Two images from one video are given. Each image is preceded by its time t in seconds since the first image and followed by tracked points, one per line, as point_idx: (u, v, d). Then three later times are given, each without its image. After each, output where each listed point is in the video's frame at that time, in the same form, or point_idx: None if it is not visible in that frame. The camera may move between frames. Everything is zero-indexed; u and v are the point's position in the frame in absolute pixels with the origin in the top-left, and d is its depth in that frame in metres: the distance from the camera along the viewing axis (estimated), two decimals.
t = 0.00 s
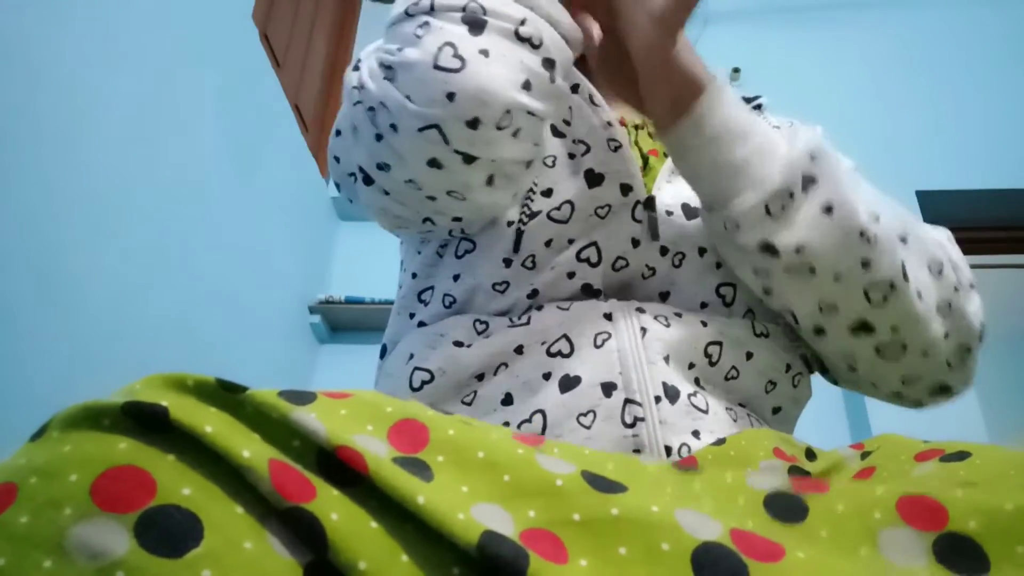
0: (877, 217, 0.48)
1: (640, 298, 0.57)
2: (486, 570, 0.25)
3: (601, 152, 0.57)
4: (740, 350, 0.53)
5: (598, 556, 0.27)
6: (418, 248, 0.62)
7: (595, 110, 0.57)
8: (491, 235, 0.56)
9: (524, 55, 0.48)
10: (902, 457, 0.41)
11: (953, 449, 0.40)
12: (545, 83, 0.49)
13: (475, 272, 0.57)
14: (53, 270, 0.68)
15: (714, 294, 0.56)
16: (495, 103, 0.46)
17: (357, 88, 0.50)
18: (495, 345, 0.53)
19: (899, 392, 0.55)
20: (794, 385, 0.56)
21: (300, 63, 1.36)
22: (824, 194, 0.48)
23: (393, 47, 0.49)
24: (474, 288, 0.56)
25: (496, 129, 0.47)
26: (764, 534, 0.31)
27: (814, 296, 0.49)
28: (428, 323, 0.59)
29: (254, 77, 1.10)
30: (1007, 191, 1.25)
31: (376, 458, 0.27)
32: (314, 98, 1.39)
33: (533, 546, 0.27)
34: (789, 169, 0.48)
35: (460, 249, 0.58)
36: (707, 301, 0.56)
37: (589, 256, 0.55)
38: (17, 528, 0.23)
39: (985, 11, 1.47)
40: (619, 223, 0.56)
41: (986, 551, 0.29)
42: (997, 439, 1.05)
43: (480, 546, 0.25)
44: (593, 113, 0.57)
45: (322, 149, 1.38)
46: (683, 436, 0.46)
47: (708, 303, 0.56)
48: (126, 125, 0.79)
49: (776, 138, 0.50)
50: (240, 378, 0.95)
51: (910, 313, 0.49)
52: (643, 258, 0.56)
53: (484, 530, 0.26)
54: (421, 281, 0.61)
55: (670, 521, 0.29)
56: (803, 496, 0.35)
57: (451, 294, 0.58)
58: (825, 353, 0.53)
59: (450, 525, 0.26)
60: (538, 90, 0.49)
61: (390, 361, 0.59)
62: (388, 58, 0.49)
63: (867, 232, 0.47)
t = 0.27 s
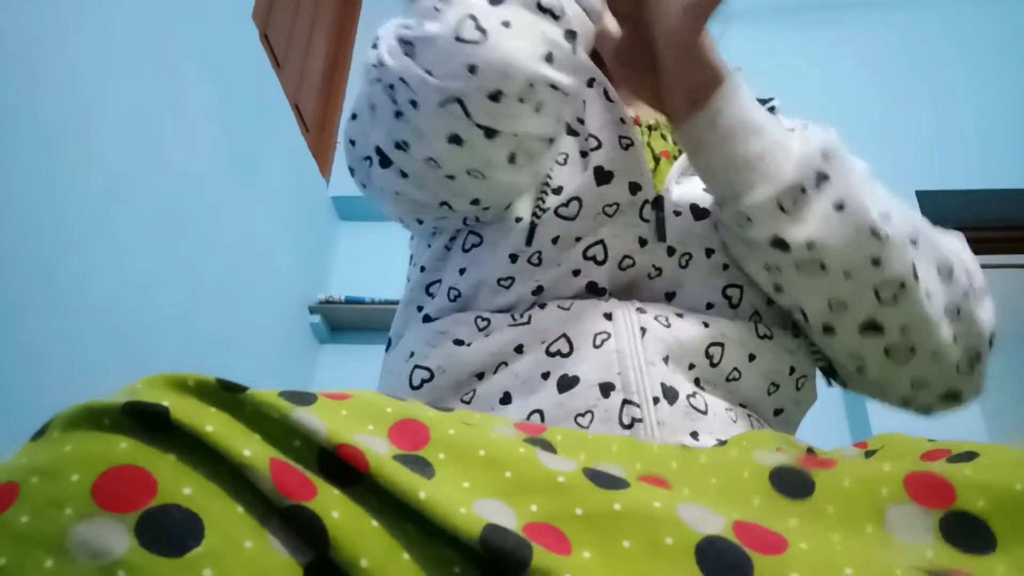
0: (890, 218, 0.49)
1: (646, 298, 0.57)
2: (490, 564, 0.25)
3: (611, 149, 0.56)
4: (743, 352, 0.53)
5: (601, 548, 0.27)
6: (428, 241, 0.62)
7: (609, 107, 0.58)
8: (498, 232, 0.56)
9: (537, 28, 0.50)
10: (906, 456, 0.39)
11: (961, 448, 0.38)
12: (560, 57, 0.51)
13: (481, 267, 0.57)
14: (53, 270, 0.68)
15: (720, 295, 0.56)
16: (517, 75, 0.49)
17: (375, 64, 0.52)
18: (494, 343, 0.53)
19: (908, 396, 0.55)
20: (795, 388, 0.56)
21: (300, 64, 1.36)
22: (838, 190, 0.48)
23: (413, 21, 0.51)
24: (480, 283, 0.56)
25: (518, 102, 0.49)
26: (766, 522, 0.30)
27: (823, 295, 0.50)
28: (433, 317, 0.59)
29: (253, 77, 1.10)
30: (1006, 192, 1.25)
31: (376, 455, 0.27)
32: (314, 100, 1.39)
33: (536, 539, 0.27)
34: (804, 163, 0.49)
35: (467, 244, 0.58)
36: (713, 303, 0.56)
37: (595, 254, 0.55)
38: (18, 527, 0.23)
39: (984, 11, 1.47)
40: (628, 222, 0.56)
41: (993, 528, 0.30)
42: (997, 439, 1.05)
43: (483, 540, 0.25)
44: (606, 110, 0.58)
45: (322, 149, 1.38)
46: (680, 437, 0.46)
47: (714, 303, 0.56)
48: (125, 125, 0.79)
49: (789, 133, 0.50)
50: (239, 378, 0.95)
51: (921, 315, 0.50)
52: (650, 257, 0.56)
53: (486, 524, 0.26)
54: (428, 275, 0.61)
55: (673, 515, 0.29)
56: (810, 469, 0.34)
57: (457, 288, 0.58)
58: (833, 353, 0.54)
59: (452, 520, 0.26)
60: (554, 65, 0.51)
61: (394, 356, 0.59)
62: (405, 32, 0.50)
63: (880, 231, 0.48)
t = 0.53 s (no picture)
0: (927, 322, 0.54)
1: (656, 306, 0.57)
2: (491, 565, 0.25)
3: (631, 156, 0.59)
4: (752, 364, 0.54)
5: (602, 549, 0.27)
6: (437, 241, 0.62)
7: (627, 117, 0.62)
8: (512, 236, 0.57)
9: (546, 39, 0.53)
10: (907, 457, 0.39)
11: (961, 450, 0.39)
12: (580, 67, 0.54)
13: (492, 270, 0.57)
14: (53, 270, 0.68)
15: (731, 311, 0.57)
16: (536, 96, 0.51)
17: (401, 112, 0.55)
18: (502, 346, 0.53)
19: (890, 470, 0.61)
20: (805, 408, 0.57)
21: (300, 64, 1.36)
22: (882, 286, 0.52)
23: (430, 68, 0.53)
24: (490, 285, 0.56)
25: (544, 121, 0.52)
26: (764, 525, 0.30)
27: (847, 376, 0.54)
28: (441, 317, 0.59)
29: (253, 77, 1.10)
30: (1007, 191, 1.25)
31: (377, 455, 0.27)
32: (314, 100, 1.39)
33: (536, 539, 0.27)
34: (863, 251, 0.52)
35: (478, 246, 0.58)
36: (723, 317, 0.57)
37: (608, 262, 0.55)
38: (17, 528, 0.23)
39: (985, 10, 1.47)
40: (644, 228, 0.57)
41: (994, 534, 0.30)
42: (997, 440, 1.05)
43: (484, 541, 0.25)
44: (626, 119, 0.62)
45: (322, 149, 1.38)
46: (687, 440, 0.48)
47: (722, 318, 0.57)
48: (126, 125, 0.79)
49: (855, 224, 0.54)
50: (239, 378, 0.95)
51: (927, 414, 0.55)
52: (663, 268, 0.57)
53: (486, 525, 0.26)
54: (438, 275, 0.61)
55: (676, 515, 0.29)
56: (810, 477, 0.34)
57: (467, 290, 0.57)
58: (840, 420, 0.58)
59: (453, 520, 0.26)
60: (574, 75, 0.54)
61: (400, 357, 0.59)
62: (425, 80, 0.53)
63: (914, 332, 0.52)
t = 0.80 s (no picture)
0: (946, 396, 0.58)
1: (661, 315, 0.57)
2: (491, 563, 0.25)
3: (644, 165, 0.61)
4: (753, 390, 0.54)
5: (602, 546, 0.27)
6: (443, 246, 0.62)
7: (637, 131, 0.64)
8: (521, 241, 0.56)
9: (566, 148, 0.39)
10: (909, 457, 0.39)
11: (961, 448, 0.39)
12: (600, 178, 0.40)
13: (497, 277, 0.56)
14: (53, 269, 0.68)
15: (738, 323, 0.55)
16: (500, 210, 0.43)
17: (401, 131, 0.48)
18: (507, 346, 0.53)
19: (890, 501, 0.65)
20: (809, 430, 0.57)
21: (300, 64, 1.36)
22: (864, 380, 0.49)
23: (445, 105, 0.45)
24: (494, 293, 0.56)
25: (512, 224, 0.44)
26: (764, 520, 0.30)
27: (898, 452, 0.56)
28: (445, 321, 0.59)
29: (253, 76, 1.10)
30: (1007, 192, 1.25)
31: (376, 454, 0.27)
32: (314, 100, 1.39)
33: (536, 537, 0.27)
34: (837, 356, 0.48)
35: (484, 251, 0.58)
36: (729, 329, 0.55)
37: (613, 271, 0.56)
38: (17, 528, 0.23)
39: (985, 10, 1.47)
40: (651, 238, 0.57)
41: (994, 530, 0.30)
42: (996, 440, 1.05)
43: (484, 538, 0.25)
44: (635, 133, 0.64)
45: (322, 149, 1.38)
46: (690, 443, 0.48)
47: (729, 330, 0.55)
48: (126, 125, 0.79)
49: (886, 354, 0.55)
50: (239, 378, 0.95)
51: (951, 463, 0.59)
52: (669, 278, 0.57)
53: (487, 523, 0.26)
54: (441, 280, 0.62)
55: (676, 513, 0.29)
56: (811, 477, 0.33)
57: (471, 296, 0.57)
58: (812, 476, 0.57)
59: (453, 519, 0.26)
60: (569, 188, 0.41)
61: (405, 357, 0.59)
62: (433, 115, 0.45)
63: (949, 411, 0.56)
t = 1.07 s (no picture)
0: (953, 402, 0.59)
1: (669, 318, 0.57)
2: (492, 563, 0.25)
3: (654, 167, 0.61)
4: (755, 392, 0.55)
5: (602, 546, 0.27)
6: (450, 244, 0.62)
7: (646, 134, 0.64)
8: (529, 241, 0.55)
9: (599, 135, 0.38)
10: (909, 456, 0.40)
11: (961, 449, 0.40)
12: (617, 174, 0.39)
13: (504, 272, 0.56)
14: (54, 269, 0.68)
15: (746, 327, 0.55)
16: (511, 172, 0.40)
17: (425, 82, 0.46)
18: (516, 345, 0.53)
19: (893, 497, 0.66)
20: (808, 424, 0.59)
21: (300, 64, 1.36)
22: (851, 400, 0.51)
23: (481, 67, 0.44)
24: (502, 291, 0.56)
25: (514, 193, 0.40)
26: (765, 519, 0.30)
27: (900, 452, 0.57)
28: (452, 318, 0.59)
29: (253, 76, 1.10)
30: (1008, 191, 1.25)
31: (377, 453, 0.28)
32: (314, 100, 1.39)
33: (536, 536, 0.27)
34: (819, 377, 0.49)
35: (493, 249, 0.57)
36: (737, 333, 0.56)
37: (623, 272, 0.56)
38: (18, 527, 0.23)
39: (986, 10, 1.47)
40: (660, 240, 0.57)
41: (994, 534, 0.29)
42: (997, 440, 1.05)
43: (484, 538, 0.25)
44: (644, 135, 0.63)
45: (322, 149, 1.38)
46: (695, 444, 0.47)
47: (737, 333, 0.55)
48: (126, 124, 0.79)
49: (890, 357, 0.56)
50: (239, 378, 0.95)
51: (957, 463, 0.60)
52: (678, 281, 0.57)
53: (487, 522, 0.26)
54: (450, 277, 0.61)
55: (676, 513, 0.29)
56: (811, 483, 0.33)
57: (479, 294, 0.57)
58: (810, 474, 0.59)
59: (453, 518, 0.26)
60: (586, 171, 0.39)
61: (411, 354, 0.60)
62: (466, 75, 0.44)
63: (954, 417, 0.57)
